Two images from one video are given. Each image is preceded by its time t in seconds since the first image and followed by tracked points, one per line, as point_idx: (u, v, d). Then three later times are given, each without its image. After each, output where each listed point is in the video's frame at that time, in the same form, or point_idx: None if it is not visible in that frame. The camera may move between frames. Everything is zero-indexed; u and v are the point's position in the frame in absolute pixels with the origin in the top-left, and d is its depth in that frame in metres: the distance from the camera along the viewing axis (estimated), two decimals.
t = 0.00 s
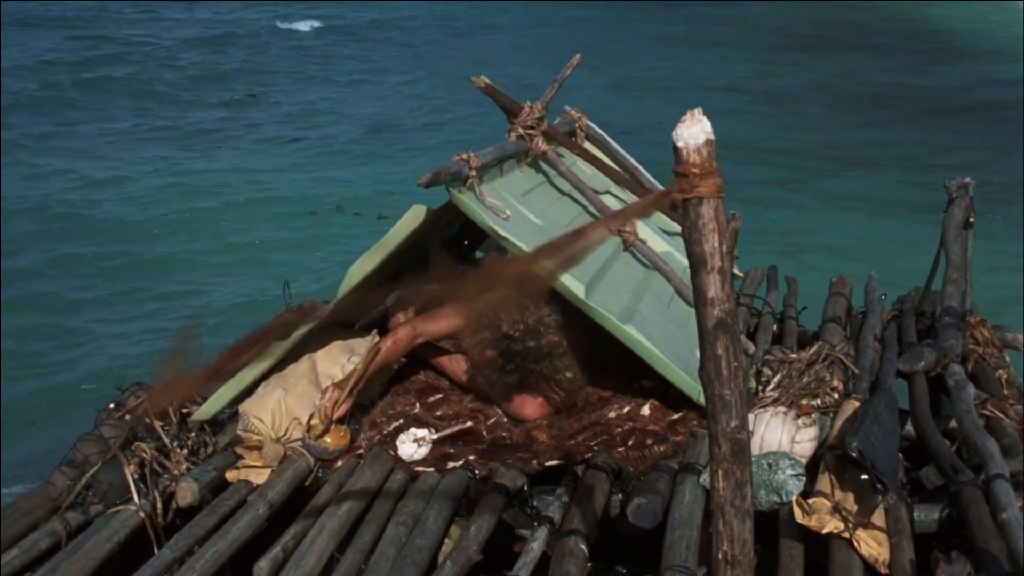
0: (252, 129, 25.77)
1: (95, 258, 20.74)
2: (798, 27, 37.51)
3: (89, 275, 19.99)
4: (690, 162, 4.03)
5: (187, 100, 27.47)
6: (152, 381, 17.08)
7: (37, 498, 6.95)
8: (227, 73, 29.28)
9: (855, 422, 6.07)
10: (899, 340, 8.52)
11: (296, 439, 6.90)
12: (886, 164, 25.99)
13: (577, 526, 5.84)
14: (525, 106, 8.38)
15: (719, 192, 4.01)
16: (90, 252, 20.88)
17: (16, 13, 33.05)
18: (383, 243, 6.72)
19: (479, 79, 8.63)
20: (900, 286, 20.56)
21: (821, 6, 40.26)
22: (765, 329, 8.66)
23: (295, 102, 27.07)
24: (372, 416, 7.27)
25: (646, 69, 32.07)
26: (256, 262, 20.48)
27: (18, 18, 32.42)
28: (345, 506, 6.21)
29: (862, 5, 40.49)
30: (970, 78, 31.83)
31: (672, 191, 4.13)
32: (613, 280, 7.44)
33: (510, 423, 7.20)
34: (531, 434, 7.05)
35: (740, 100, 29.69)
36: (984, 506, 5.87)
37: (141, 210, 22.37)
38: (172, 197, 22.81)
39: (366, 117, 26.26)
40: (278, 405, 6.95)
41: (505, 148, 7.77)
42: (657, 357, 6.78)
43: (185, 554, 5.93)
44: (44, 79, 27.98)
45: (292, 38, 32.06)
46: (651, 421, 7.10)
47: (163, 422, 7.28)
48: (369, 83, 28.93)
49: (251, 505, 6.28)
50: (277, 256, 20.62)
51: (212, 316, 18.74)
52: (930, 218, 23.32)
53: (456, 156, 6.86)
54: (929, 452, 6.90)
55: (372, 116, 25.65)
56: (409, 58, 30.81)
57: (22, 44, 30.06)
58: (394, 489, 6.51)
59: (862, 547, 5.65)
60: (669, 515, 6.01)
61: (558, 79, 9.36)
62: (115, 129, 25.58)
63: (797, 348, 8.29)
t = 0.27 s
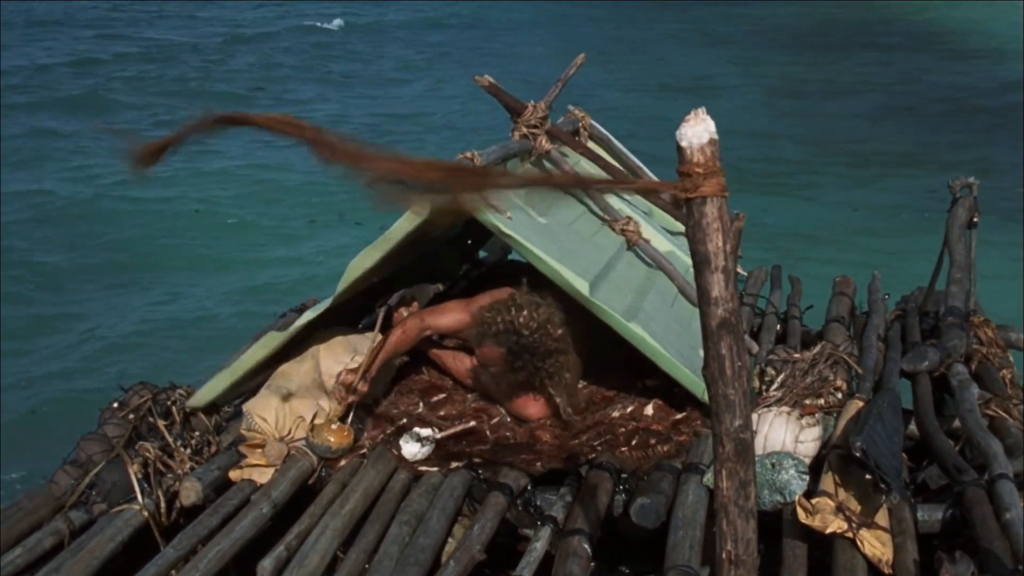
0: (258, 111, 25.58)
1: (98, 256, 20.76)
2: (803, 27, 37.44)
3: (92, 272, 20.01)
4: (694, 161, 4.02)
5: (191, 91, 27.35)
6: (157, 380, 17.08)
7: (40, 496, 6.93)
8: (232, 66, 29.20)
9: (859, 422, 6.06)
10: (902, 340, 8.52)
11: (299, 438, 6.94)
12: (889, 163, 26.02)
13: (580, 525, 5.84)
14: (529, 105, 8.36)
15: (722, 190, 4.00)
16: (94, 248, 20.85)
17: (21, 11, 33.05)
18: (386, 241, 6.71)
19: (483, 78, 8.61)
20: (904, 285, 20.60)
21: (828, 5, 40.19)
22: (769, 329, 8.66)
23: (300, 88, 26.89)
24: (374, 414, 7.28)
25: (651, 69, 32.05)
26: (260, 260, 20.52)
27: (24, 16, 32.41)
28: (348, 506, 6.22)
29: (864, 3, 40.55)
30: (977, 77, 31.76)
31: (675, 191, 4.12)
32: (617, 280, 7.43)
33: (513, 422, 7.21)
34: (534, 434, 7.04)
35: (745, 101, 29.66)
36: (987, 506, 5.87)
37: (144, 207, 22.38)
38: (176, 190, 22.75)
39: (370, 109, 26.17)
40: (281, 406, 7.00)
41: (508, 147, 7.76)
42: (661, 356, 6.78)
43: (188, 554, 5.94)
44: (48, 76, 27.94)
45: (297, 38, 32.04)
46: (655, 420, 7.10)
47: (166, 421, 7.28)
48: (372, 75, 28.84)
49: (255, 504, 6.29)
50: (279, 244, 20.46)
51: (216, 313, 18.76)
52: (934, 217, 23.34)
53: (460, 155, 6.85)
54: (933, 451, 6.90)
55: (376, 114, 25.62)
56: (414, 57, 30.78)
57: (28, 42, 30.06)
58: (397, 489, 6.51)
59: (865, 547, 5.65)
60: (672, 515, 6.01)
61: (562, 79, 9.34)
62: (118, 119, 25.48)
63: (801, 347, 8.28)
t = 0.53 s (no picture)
0: (260, 109, 25.57)
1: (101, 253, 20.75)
2: (806, 26, 37.43)
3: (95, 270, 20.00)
4: (697, 161, 4.02)
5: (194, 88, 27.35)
6: (159, 380, 17.09)
7: (43, 496, 6.92)
8: (234, 65, 29.21)
9: (862, 422, 6.07)
10: (905, 340, 8.52)
11: (302, 438, 6.89)
12: (892, 163, 26.01)
13: (583, 525, 5.83)
14: (531, 105, 8.38)
15: (724, 191, 4.02)
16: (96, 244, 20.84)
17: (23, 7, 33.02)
18: (389, 244, 6.72)
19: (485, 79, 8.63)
20: (906, 285, 20.62)
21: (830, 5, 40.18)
22: (771, 330, 8.65)
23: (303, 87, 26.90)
24: (377, 415, 7.27)
25: (653, 69, 32.06)
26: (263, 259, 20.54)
27: (26, 12, 32.39)
28: (350, 506, 6.21)
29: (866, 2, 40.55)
30: (979, 77, 31.76)
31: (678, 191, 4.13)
32: (619, 280, 7.44)
33: (515, 421, 7.21)
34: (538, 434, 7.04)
35: (747, 101, 29.65)
36: (990, 507, 5.88)
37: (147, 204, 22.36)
38: (178, 188, 22.74)
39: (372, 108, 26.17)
40: (284, 404, 6.93)
41: (511, 147, 7.77)
42: (663, 358, 6.78)
43: (191, 554, 5.94)
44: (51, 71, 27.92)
45: (300, 37, 32.05)
46: (657, 421, 7.10)
47: (169, 420, 7.28)
48: (375, 74, 28.85)
49: (257, 504, 6.29)
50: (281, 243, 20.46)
51: (219, 312, 18.78)
52: (936, 216, 23.34)
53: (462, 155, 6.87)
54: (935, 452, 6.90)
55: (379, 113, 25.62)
56: (416, 57, 30.79)
57: (30, 38, 30.04)
58: (400, 489, 6.51)
59: (868, 548, 5.64)
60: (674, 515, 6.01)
61: (565, 79, 9.36)
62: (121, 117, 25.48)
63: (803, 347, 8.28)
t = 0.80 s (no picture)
0: (261, 107, 25.52)
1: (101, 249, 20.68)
2: (805, 26, 37.42)
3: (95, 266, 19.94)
4: (699, 162, 4.02)
5: (194, 85, 27.31)
6: (161, 381, 17.09)
7: (43, 496, 6.92)
8: (234, 63, 29.18)
9: (864, 422, 6.07)
10: (907, 340, 8.51)
11: (303, 438, 6.87)
12: (892, 164, 26.00)
13: (584, 525, 5.83)
14: (532, 105, 8.37)
15: (726, 192, 4.01)
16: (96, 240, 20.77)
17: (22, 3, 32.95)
18: (391, 245, 6.71)
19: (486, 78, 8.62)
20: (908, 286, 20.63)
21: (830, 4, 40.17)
22: (772, 329, 8.65)
23: (303, 84, 26.86)
24: (379, 416, 7.26)
25: (653, 69, 32.04)
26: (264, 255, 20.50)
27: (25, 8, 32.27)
28: (352, 506, 6.23)
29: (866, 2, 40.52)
30: (979, 77, 31.77)
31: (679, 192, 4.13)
32: (620, 281, 7.44)
33: (517, 421, 7.21)
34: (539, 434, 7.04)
35: (748, 100, 29.63)
36: (992, 506, 5.88)
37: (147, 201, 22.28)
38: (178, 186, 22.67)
39: (372, 107, 26.16)
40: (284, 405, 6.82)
41: (512, 148, 7.76)
42: (665, 359, 6.78)
43: (193, 553, 5.95)
44: (50, 67, 27.86)
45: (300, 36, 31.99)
46: (658, 420, 7.10)
47: (170, 420, 7.27)
48: (375, 73, 28.85)
49: (258, 503, 6.29)
50: (283, 239, 20.43)
51: (221, 309, 18.74)
52: (937, 217, 23.34)
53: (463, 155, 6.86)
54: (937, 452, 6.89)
55: (379, 111, 25.61)
56: (416, 56, 30.77)
57: (30, 34, 29.92)
58: (401, 488, 6.51)
59: (870, 548, 5.64)
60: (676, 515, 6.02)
61: (566, 77, 9.34)
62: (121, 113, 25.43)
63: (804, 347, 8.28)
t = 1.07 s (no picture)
0: (262, 106, 25.51)
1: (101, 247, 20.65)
2: (804, 26, 37.41)
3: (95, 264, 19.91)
4: (699, 162, 4.02)
5: (193, 84, 27.28)
6: (161, 380, 17.07)
7: (44, 496, 6.91)
8: (233, 62, 29.15)
9: (865, 422, 6.07)
10: (907, 341, 8.51)
11: (304, 438, 6.88)
12: (893, 163, 25.99)
13: (585, 525, 5.83)
14: (533, 105, 8.38)
15: (728, 192, 4.02)
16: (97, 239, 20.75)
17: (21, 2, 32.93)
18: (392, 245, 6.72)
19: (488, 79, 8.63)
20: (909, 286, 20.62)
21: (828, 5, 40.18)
22: (774, 330, 8.65)
23: (302, 83, 26.85)
24: (380, 416, 7.28)
25: (652, 69, 32.03)
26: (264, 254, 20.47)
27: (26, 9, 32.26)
28: (353, 506, 6.23)
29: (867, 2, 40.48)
30: (980, 77, 31.75)
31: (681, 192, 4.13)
32: (621, 281, 7.44)
33: (517, 421, 7.21)
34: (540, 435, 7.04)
35: (747, 100, 29.62)
36: (993, 507, 5.88)
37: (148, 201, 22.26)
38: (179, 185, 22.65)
39: (371, 106, 26.15)
40: (286, 405, 6.95)
41: (513, 148, 7.76)
42: (666, 360, 6.78)
43: (194, 553, 5.94)
44: (49, 66, 27.83)
45: (301, 36, 31.98)
46: (659, 420, 7.09)
47: (172, 420, 7.27)
48: (376, 73, 28.83)
49: (260, 503, 6.30)
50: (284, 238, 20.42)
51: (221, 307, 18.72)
52: (938, 217, 23.33)
53: (465, 156, 6.85)
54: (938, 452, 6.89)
55: (378, 111, 25.60)
56: (415, 56, 30.75)
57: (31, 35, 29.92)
58: (402, 488, 6.51)
59: (871, 548, 5.63)
60: (677, 515, 6.01)
61: (568, 78, 9.35)
62: (120, 112, 25.40)
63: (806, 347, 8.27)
